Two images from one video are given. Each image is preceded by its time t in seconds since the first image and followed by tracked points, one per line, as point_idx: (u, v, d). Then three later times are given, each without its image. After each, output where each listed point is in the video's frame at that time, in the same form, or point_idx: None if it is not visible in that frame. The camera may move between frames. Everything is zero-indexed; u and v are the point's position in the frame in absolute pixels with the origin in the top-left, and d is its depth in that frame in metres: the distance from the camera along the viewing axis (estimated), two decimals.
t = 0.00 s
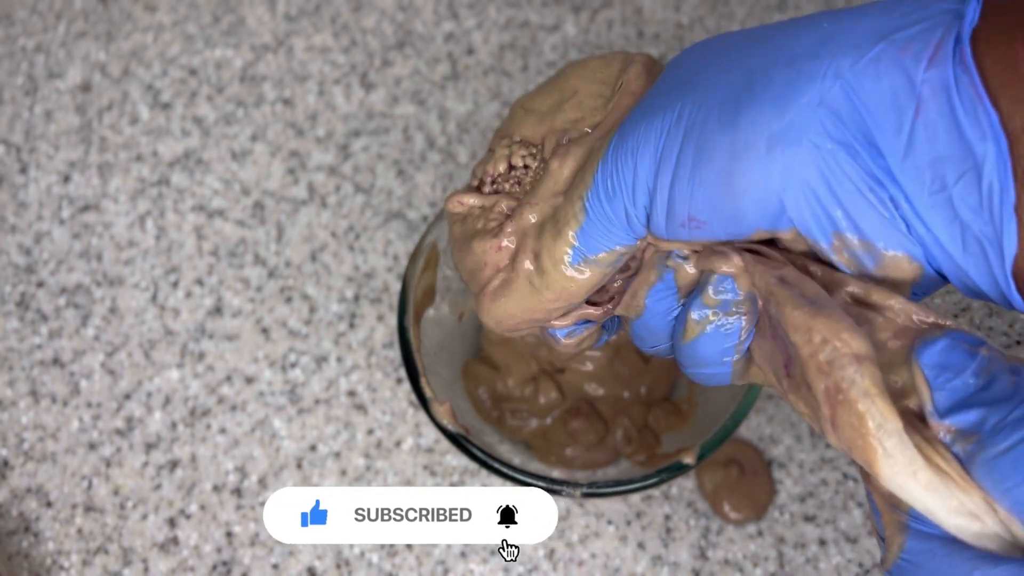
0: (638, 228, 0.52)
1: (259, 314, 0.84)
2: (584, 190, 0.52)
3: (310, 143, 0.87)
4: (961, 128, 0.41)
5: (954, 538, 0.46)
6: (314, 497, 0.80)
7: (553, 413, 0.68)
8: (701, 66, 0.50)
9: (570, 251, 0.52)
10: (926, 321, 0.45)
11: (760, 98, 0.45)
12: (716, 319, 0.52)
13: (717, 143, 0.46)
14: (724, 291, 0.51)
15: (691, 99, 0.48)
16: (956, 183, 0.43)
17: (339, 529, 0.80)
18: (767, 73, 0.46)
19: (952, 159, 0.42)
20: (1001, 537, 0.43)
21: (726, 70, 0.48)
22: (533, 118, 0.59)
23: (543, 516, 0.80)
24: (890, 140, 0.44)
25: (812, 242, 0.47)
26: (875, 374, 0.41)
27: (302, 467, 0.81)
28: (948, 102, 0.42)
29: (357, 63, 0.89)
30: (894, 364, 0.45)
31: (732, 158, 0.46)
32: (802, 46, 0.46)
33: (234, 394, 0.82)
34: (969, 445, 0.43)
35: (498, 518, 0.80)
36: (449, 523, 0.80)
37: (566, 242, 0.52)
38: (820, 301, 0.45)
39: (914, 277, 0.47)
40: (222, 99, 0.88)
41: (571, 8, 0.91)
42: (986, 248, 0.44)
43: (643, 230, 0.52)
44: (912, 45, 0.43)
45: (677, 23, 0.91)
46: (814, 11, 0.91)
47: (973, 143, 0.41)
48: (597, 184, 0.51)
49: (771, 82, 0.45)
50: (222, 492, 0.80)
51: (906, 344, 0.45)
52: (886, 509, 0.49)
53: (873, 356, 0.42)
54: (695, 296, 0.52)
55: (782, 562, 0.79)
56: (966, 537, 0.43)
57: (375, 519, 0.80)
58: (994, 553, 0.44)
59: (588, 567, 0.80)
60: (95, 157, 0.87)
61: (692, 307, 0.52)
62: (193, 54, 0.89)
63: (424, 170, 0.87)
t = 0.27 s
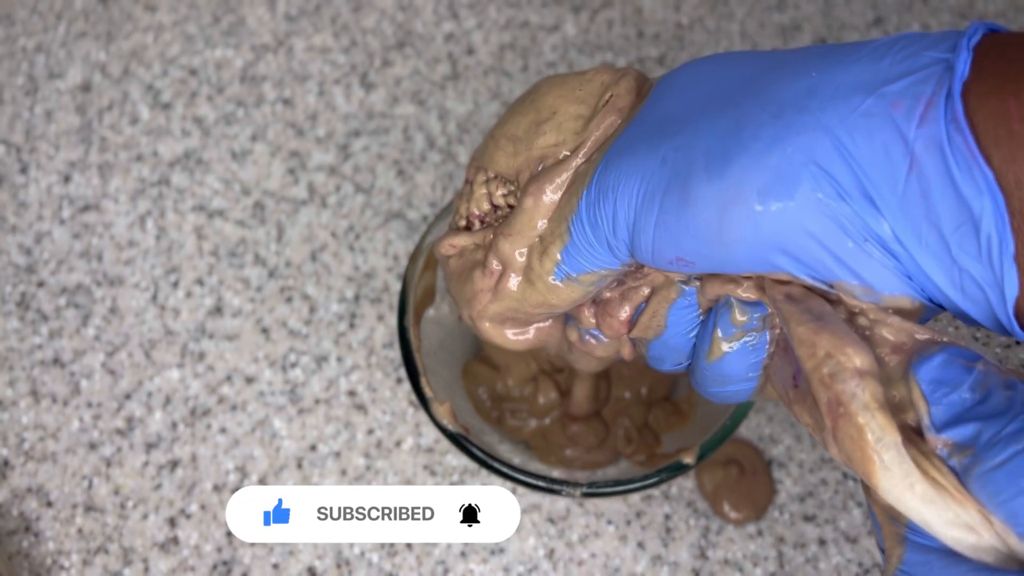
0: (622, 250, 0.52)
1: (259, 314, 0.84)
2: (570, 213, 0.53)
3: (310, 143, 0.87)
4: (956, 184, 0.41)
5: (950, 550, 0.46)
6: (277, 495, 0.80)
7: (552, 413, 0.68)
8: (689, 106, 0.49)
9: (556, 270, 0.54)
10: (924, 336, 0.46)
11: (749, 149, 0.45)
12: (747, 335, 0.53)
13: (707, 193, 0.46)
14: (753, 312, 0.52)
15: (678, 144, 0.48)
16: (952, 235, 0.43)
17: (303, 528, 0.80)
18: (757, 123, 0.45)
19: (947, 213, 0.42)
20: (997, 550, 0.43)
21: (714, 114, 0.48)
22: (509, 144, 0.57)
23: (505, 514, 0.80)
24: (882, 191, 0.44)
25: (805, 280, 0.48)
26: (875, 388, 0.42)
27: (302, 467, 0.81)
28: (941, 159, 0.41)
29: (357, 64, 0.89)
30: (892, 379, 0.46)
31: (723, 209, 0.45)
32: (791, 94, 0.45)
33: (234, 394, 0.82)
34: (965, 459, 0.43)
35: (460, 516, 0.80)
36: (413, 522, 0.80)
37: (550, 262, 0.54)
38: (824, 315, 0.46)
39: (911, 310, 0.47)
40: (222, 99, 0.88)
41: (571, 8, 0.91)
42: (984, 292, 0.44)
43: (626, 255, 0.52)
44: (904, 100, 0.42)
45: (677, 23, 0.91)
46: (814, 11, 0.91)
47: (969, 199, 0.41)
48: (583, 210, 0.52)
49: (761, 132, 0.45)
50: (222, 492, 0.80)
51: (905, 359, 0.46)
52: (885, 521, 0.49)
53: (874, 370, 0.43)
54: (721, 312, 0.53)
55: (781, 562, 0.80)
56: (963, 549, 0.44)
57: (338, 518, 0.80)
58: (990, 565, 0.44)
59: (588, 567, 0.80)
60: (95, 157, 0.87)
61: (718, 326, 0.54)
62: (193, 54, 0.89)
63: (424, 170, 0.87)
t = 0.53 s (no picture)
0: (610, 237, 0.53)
1: (259, 314, 0.84)
2: (557, 197, 0.54)
3: (310, 143, 0.87)
4: (947, 183, 0.41)
5: (938, 543, 0.47)
6: (239, 495, 0.80)
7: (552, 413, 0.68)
8: (684, 99, 0.50)
9: (545, 254, 0.54)
10: (914, 328, 0.47)
11: (741, 143, 0.45)
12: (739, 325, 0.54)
13: (697, 185, 0.46)
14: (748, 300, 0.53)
15: (670, 135, 0.48)
16: (943, 234, 0.43)
17: (266, 527, 0.80)
18: (750, 117, 0.46)
19: (938, 211, 0.42)
20: (983, 542, 0.44)
21: (708, 107, 0.48)
22: (495, 132, 0.56)
23: (468, 512, 0.80)
24: (873, 186, 0.44)
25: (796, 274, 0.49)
26: (863, 379, 0.44)
27: (302, 467, 0.81)
28: (933, 156, 0.42)
29: (357, 64, 0.89)
30: (882, 371, 0.47)
31: (712, 201, 0.46)
32: (786, 88, 0.46)
33: (234, 394, 0.82)
34: (952, 451, 0.44)
35: (423, 516, 0.80)
36: (375, 521, 0.80)
37: (539, 246, 0.54)
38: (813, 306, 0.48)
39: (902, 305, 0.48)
40: (222, 99, 0.88)
41: (571, 8, 0.91)
42: (976, 291, 0.44)
43: (614, 241, 0.53)
44: (897, 97, 0.43)
45: (677, 23, 0.91)
46: (814, 11, 0.91)
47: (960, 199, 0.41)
48: (568, 193, 0.52)
49: (753, 126, 0.46)
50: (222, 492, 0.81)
51: (893, 351, 0.47)
52: (872, 514, 0.50)
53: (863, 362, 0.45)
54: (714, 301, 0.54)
55: (781, 562, 0.80)
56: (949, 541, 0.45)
57: (300, 517, 0.80)
58: (976, 558, 0.45)
59: (588, 567, 0.80)
60: (95, 157, 0.87)
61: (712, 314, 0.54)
62: (193, 54, 0.89)
63: (424, 170, 0.87)
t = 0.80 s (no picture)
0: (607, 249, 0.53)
1: (259, 314, 0.84)
2: (556, 211, 0.54)
3: (310, 143, 0.87)
4: (942, 209, 0.41)
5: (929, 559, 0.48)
6: (200, 493, 0.80)
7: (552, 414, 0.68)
8: (681, 117, 0.50)
9: (545, 263, 0.55)
10: (906, 345, 0.47)
11: (736, 163, 0.45)
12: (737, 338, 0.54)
13: (693, 204, 0.46)
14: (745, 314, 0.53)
15: (666, 154, 0.49)
16: (936, 258, 0.43)
17: (227, 526, 0.80)
18: (746, 137, 0.46)
19: (931, 235, 0.42)
20: (973, 558, 0.44)
21: (704, 125, 0.48)
22: (497, 143, 0.55)
23: (431, 512, 0.80)
24: (867, 209, 0.44)
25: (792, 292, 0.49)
26: (855, 394, 0.44)
27: (302, 467, 0.81)
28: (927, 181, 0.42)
29: (357, 64, 0.89)
30: (873, 387, 0.47)
31: (707, 221, 0.46)
32: (783, 109, 0.46)
33: (234, 394, 0.82)
34: (940, 468, 0.45)
35: (385, 515, 0.80)
36: (337, 519, 0.80)
37: (539, 256, 0.55)
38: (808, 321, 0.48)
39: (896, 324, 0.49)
40: (222, 99, 0.88)
41: (571, 8, 0.91)
42: (969, 313, 0.44)
43: (611, 251, 0.54)
44: (893, 122, 0.43)
45: (677, 23, 0.91)
46: (814, 11, 0.91)
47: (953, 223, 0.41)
48: (568, 206, 0.53)
49: (749, 147, 0.46)
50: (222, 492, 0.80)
51: (885, 366, 0.47)
52: (865, 530, 0.52)
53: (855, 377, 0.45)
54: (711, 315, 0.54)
55: (781, 562, 0.80)
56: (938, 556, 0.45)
57: (262, 516, 0.80)
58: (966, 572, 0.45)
59: (588, 567, 0.80)
60: (95, 157, 0.87)
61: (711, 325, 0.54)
62: (193, 54, 0.89)
63: (424, 170, 0.87)
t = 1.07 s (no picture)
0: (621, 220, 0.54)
1: (259, 314, 0.84)
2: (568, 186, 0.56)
3: (310, 143, 0.87)
4: (954, 164, 0.41)
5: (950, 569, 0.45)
6: (165, 493, 0.80)
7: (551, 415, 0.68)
8: (703, 82, 0.50)
9: (552, 247, 0.56)
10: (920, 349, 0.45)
11: (753, 121, 0.46)
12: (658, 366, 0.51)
13: (709, 162, 0.47)
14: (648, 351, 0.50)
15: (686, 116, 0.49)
16: (947, 217, 0.43)
17: (191, 525, 0.80)
18: (765, 95, 0.46)
19: (944, 193, 0.42)
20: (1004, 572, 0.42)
21: (723, 90, 0.49)
22: (530, 125, 0.61)
23: (393, 510, 0.80)
24: (881, 167, 0.44)
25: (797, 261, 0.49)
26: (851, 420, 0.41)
27: (302, 467, 0.81)
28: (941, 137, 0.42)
29: (357, 64, 0.89)
30: (888, 392, 0.45)
31: (723, 179, 0.46)
32: (801, 67, 0.46)
33: (234, 394, 0.82)
34: (967, 476, 0.43)
35: (347, 514, 0.80)
36: (300, 519, 0.80)
37: (549, 238, 0.56)
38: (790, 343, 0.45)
39: (890, 301, 0.48)
40: (222, 99, 0.88)
41: (571, 7, 0.91)
42: (973, 281, 0.44)
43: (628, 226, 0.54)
44: (911, 76, 0.43)
45: (677, 23, 0.91)
46: (814, 11, 0.91)
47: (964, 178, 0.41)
48: (584, 178, 0.54)
49: (767, 105, 0.46)
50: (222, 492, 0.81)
51: (900, 370, 0.45)
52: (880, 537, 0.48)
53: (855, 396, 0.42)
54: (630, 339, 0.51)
55: (781, 562, 0.80)
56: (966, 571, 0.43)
57: (225, 515, 0.80)
58: None
59: (588, 567, 0.80)
60: (95, 157, 0.87)
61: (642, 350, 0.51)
62: (193, 54, 0.89)
63: (424, 170, 0.87)
